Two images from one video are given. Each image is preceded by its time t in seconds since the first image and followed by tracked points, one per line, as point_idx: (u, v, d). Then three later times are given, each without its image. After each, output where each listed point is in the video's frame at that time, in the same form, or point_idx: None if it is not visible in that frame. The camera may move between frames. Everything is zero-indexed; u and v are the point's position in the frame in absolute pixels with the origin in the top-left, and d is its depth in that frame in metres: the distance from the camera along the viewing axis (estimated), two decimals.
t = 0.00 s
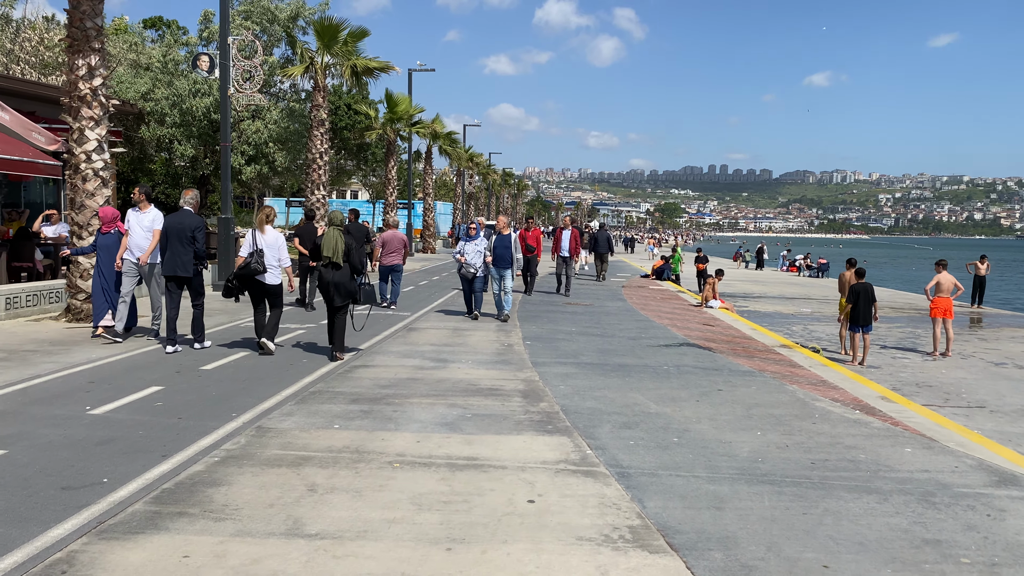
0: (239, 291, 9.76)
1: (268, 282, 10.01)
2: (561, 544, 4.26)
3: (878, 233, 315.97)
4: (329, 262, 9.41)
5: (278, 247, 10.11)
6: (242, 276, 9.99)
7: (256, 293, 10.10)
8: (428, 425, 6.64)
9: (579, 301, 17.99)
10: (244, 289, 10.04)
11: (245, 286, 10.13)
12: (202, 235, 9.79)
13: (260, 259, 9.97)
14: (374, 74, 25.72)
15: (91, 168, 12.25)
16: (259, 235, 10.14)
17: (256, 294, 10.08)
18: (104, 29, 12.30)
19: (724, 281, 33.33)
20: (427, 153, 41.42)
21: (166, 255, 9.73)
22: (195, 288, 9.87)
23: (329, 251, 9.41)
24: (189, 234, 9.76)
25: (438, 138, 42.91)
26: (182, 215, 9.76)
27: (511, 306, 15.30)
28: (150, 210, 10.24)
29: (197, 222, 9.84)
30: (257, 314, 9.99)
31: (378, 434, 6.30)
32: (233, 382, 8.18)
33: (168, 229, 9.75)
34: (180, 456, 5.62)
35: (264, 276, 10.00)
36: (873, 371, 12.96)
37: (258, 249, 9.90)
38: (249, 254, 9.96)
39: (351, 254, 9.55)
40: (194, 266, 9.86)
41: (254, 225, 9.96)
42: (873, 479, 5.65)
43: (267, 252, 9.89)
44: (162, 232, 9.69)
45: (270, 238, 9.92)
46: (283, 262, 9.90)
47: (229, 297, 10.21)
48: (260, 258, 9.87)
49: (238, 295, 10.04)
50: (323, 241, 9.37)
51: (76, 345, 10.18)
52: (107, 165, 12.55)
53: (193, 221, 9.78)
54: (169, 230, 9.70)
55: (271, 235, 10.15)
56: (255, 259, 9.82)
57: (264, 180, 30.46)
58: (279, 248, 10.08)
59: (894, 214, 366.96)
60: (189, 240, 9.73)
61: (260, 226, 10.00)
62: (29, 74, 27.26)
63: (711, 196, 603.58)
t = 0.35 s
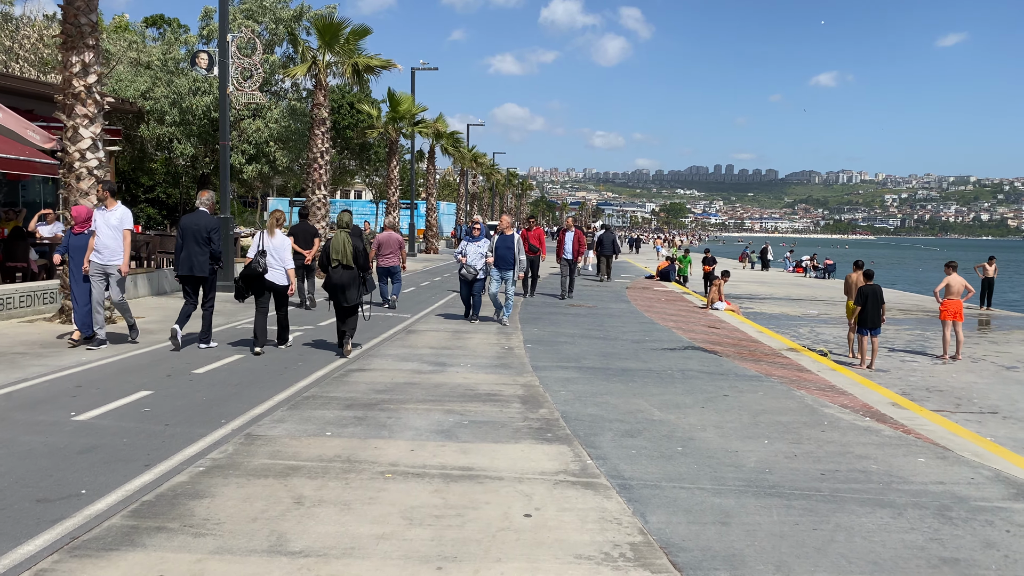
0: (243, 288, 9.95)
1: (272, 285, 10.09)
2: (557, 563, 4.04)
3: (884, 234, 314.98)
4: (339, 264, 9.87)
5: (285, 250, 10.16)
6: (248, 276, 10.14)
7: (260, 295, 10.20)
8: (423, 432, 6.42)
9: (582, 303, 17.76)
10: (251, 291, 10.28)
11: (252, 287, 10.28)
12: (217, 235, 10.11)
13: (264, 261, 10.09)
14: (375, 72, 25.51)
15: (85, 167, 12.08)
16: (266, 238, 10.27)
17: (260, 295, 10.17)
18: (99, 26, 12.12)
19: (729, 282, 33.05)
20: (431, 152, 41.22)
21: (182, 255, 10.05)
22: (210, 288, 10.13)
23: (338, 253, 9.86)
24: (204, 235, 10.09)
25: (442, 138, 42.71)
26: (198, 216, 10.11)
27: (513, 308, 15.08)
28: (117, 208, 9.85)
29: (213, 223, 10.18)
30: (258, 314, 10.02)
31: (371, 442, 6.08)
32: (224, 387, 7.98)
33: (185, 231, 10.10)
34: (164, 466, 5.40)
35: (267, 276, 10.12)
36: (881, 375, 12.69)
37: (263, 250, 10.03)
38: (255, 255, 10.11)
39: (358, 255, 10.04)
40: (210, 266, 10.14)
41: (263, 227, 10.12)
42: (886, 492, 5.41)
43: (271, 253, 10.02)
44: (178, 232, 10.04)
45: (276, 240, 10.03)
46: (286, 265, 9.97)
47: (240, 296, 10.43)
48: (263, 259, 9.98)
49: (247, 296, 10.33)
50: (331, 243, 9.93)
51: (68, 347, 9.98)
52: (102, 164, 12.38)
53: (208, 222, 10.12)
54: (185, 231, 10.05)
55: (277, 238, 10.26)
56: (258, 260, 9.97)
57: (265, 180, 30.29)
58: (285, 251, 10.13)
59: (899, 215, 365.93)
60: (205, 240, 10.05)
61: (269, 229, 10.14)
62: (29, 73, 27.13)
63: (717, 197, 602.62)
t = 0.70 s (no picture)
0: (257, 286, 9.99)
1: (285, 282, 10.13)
2: None
3: (888, 234, 314.17)
4: (347, 265, 10.24)
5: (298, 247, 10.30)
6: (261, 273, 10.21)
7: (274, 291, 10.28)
8: (424, 439, 6.19)
9: (587, 305, 17.51)
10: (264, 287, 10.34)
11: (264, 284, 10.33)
12: (230, 236, 10.18)
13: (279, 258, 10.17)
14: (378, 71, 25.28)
15: (82, 166, 11.89)
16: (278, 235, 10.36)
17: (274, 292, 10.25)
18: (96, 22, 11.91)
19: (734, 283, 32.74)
20: (434, 152, 40.97)
21: (195, 256, 10.10)
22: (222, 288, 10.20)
23: (346, 254, 10.22)
24: (218, 236, 10.16)
25: (446, 138, 42.46)
26: (211, 217, 10.19)
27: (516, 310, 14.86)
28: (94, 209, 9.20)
29: (225, 224, 10.26)
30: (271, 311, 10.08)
31: (369, 451, 5.86)
32: (219, 392, 7.75)
33: (197, 232, 10.16)
34: (151, 476, 5.17)
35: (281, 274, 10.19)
36: (892, 378, 12.44)
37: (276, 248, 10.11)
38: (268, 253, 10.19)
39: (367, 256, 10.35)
40: (222, 266, 10.19)
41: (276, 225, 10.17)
42: (907, 505, 5.17)
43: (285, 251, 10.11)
44: (191, 233, 10.08)
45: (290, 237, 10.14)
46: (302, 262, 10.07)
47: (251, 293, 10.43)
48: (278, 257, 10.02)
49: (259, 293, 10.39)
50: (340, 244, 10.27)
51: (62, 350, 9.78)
52: (99, 163, 12.18)
53: (221, 222, 10.20)
54: (199, 232, 10.12)
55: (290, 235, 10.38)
56: (274, 259, 10.00)
57: (266, 180, 30.07)
58: (299, 248, 10.28)
59: (904, 216, 365.01)
60: (218, 241, 10.13)
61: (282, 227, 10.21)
62: (29, 72, 26.95)
63: (720, 198, 601.74)
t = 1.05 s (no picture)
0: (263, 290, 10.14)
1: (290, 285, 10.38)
2: None
3: (891, 235, 313.52)
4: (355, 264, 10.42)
5: (302, 252, 10.52)
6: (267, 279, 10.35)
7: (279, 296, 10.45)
8: (421, 452, 5.97)
9: (590, 308, 17.27)
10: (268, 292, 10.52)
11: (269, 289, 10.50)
12: (235, 237, 10.49)
13: (285, 263, 10.36)
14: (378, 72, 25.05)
15: (75, 167, 11.64)
16: (282, 240, 10.53)
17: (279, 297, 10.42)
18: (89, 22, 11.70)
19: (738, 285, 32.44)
20: (435, 154, 40.75)
21: (203, 258, 10.43)
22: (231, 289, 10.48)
23: (354, 254, 10.43)
24: (224, 237, 10.46)
25: (447, 139, 42.23)
26: (217, 220, 10.52)
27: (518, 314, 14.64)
28: (68, 208, 8.79)
29: (231, 226, 10.56)
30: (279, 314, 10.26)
31: (364, 465, 5.62)
32: (211, 400, 7.51)
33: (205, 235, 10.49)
34: (135, 493, 4.94)
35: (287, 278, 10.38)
36: (900, 384, 12.18)
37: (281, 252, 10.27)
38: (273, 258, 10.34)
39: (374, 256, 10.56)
40: (230, 268, 10.51)
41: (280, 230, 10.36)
42: (927, 523, 4.92)
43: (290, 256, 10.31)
44: (199, 236, 10.43)
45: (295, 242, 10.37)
46: (307, 266, 10.31)
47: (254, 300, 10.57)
48: (284, 261, 10.22)
49: (263, 298, 10.57)
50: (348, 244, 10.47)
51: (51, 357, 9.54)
52: (93, 165, 11.94)
53: (226, 224, 10.52)
54: (205, 233, 10.45)
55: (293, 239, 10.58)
56: (280, 264, 10.20)
57: (266, 181, 29.86)
58: (303, 253, 10.51)
59: (907, 217, 364.30)
60: (224, 242, 10.43)
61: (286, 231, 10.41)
62: (27, 73, 26.76)
63: (723, 199, 601.22)
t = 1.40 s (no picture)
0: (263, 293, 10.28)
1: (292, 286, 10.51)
2: None
3: (892, 239, 313.17)
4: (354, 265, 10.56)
5: (302, 252, 10.42)
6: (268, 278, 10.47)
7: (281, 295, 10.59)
8: (414, 461, 5.76)
9: (590, 312, 17.06)
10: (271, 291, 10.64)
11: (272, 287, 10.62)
12: (244, 243, 10.39)
13: (284, 262, 10.42)
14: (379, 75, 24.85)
15: (68, 169, 11.45)
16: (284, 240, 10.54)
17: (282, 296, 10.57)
18: (83, 20, 11.50)
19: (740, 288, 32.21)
20: (436, 156, 40.55)
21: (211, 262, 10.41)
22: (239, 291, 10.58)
23: (353, 255, 10.55)
24: (232, 242, 10.39)
25: (448, 142, 42.05)
26: (226, 224, 10.37)
27: (517, 318, 14.45)
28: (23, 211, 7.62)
29: (241, 230, 10.43)
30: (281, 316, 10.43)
31: (353, 475, 5.41)
32: (200, 407, 7.31)
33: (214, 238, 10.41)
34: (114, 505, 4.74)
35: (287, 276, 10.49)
36: (906, 390, 11.96)
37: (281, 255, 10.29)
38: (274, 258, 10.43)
39: (374, 256, 10.64)
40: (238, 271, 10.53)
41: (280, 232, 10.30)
42: (942, 538, 4.71)
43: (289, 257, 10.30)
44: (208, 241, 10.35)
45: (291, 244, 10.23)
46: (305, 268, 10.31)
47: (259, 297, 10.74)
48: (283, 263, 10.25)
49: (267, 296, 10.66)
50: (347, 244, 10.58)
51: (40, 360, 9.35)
52: (86, 166, 11.75)
53: (236, 229, 10.39)
54: (215, 238, 10.31)
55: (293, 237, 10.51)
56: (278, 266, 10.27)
57: (265, 184, 29.66)
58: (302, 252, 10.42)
59: (908, 221, 363.93)
60: (233, 248, 10.37)
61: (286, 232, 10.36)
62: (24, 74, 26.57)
63: (724, 202, 600.94)
